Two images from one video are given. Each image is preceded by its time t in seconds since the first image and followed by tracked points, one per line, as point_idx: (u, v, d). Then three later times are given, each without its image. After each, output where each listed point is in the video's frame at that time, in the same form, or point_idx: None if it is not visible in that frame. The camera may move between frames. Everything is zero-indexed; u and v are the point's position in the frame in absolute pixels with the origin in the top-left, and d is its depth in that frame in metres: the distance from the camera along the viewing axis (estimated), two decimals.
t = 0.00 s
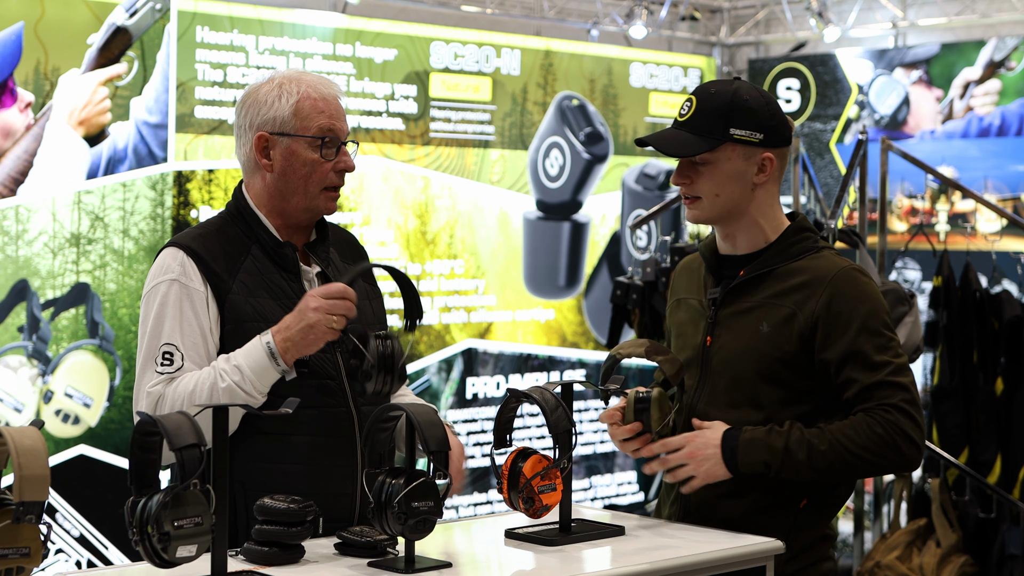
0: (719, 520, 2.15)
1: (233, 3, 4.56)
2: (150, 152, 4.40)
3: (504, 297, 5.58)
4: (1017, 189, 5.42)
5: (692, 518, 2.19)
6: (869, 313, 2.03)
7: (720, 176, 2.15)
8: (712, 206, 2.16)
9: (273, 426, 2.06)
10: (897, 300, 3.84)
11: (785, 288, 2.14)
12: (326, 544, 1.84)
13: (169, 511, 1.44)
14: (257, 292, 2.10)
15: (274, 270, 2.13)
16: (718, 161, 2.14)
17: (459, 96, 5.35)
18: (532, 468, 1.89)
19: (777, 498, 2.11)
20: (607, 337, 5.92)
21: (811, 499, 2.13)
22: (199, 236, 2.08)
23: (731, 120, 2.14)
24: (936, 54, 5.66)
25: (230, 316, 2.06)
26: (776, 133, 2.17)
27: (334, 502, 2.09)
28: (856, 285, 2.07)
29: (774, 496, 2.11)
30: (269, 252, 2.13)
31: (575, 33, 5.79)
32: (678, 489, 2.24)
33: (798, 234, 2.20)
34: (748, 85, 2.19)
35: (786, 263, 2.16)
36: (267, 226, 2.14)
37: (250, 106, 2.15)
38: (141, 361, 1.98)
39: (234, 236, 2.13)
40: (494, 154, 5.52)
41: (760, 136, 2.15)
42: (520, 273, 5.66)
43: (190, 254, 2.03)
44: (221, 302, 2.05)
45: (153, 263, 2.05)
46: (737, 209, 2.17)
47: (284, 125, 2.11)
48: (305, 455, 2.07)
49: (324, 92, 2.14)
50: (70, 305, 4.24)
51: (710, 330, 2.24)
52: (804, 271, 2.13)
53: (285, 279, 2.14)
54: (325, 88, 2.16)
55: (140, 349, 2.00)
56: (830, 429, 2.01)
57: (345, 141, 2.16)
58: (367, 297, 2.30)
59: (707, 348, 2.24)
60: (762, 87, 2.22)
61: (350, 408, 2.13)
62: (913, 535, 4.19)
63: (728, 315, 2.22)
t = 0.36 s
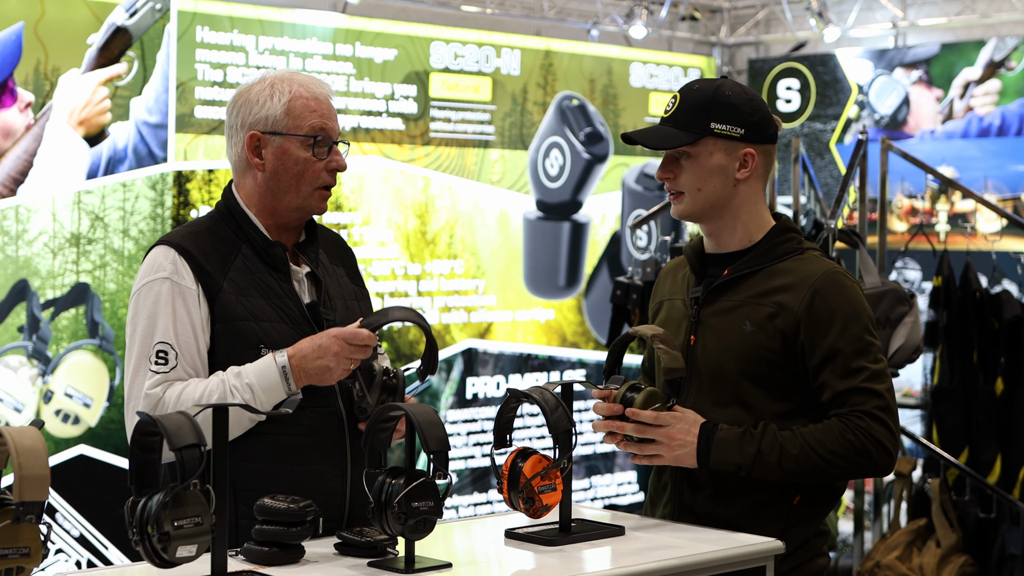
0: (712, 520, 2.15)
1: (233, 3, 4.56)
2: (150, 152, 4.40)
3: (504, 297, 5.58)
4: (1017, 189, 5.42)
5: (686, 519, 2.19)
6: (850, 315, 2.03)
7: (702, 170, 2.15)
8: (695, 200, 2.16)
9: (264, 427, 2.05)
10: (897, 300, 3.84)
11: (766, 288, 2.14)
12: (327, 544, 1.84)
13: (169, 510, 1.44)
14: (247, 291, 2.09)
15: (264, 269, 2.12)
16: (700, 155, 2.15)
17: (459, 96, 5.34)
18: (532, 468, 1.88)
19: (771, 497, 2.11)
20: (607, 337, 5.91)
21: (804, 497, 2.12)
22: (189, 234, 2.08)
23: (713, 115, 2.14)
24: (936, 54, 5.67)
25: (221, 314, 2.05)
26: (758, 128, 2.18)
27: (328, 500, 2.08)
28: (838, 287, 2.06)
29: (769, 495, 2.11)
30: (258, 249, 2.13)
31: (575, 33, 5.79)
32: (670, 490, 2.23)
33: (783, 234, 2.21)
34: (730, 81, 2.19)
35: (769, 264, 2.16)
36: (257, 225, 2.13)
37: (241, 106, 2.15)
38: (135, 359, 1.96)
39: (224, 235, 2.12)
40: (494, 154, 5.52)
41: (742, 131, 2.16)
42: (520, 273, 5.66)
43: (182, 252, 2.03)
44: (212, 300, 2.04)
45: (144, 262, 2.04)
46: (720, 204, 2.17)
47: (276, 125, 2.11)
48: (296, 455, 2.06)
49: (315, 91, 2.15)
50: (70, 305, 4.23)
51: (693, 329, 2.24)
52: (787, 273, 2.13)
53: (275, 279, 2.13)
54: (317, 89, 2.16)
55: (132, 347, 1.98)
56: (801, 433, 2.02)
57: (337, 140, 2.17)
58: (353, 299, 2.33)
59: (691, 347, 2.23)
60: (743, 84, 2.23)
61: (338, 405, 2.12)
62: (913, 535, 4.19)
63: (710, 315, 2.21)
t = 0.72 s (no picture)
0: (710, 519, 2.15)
1: (233, 3, 4.56)
2: (150, 152, 4.40)
3: (504, 297, 5.58)
4: (1017, 189, 5.42)
5: (684, 519, 2.18)
6: (845, 312, 2.03)
7: (698, 172, 2.15)
8: (691, 202, 2.17)
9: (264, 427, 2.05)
10: (897, 300, 3.84)
11: (760, 287, 2.14)
12: (327, 544, 1.84)
13: (169, 511, 1.44)
14: (230, 291, 2.08)
15: (247, 269, 2.12)
16: (696, 157, 2.15)
17: (459, 96, 5.35)
18: (532, 468, 1.88)
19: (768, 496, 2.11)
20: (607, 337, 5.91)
21: (800, 497, 2.13)
22: (172, 234, 2.08)
23: (709, 117, 2.14)
24: (936, 54, 5.67)
25: (199, 315, 2.05)
26: (754, 129, 2.18)
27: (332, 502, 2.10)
28: (834, 285, 2.07)
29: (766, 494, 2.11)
30: (241, 250, 2.13)
31: (575, 33, 5.79)
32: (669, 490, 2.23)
33: (778, 233, 2.21)
34: (727, 83, 2.19)
35: (765, 263, 2.16)
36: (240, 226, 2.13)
37: (226, 106, 2.15)
38: (107, 358, 1.97)
39: (208, 235, 2.12)
40: (494, 154, 5.52)
41: (738, 133, 2.16)
42: (520, 273, 5.66)
43: (163, 253, 2.03)
44: (191, 301, 2.04)
45: (126, 260, 2.04)
46: (716, 206, 2.18)
47: (261, 125, 2.11)
48: (289, 454, 2.06)
49: (301, 92, 2.15)
50: (70, 305, 4.23)
51: (688, 329, 2.24)
52: (783, 271, 2.13)
53: (258, 280, 2.13)
54: (302, 89, 2.16)
55: (106, 345, 1.98)
56: (808, 430, 2.01)
57: (322, 141, 2.17)
58: (339, 299, 2.31)
59: (686, 347, 2.23)
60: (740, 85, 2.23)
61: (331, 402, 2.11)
62: (913, 535, 4.19)
63: (704, 314, 2.21)
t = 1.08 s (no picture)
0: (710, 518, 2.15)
1: (233, 3, 4.56)
2: (150, 152, 4.40)
3: (504, 297, 5.58)
4: (1017, 189, 5.42)
5: (684, 518, 2.19)
6: (847, 314, 2.03)
7: (706, 175, 2.15)
8: (699, 206, 2.16)
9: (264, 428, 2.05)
10: (897, 300, 3.84)
11: (764, 287, 2.14)
12: (327, 544, 1.84)
13: (169, 511, 1.44)
14: (221, 292, 2.08)
15: (237, 270, 2.12)
16: (703, 161, 2.14)
17: (459, 97, 5.34)
18: (532, 468, 1.88)
19: (769, 496, 2.11)
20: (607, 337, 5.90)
21: (801, 498, 2.13)
22: (163, 235, 2.08)
23: (715, 120, 2.14)
24: (936, 54, 5.67)
25: (190, 314, 2.04)
26: (760, 130, 2.18)
27: (332, 501, 2.10)
28: (836, 286, 2.06)
29: (766, 494, 2.11)
30: (232, 251, 2.13)
31: (575, 33, 5.79)
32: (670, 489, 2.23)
33: (783, 234, 2.21)
34: (730, 84, 2.19)
35: (769, 264, 2.17)
36: (232, 227, 2.13)
37: (217, 107, 2.15)
38: (99, 358, 1.96)
39: (199, 236, 2.12)
40: (494, 154, 5.52)
41: (745, 134, 2.16)
42: (520, 273, 5.66)
43: (154, 253, 2.03)
44: (182, 301, 2.04)
45: (117, 261, 2.04)
46: (724, 209, 2.17)
47: (252, 126, 2.11)
48: (289, 451, 2.06)
49: (293, 93, 2.15)
50: (70, 305, 4.23)
51: (692, 328, 2.24)
52: (787, 272, 2.13)
53: (249, 280, 2.13)
54: (294, 90, 2.16)
55: (98, 346, 1.99)
56: (795, 429, 2.01)
57: (314, 142, 2.17)
58: (332, 299, 2.32)
59: (689, 345, 2.23)
60: (743, 86, 2.23)
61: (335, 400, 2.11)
62: (913, 535, 4.18)
63: (708, 313, 2.22)
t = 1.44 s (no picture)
0: (712, 517, 2.16)
1: (233, 3, 4.56)
2: (150, 152, 4.40)
3: (504, 297, 5.58)
4: (1017, 189, 5.42)
5: (686, 518, 2.19)
6: (855, 317, 2.03)
7: (724, 183, 2.13)
8: (718, 214, 2.15)
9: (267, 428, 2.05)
10: (897, 300, 3.84)
11: (772, 288, 2.15)
12: (327, 544, 1.84)
13: (169, 511, 1.44)
14: (230, 290, 2.09)
15: (247, 268, 2.12)
16: (721, 169, 2.12)
17: (459, 96, 5.34)
18: (532, 468, 1.88)
19: (770, 498, 2.11)
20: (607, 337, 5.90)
21: (804, 499, 2.12)
22: (172, 235, 2.08)
23: (729, 127, 2.12)
24: (936, 54, 5.67)
25: (201, 313, 2.05)
26: (772, 133, 2.16)
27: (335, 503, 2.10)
28: (845, 287, 2.07)
29: (767, 495, 2.11)
30: (241, 249, 2.13)
31: (575, 33, 5.79)
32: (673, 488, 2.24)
33: (792, 236, 2.21)
34: (737, 88, 2.17)
35: (776, 265, 2.17)
36: (239, 226, 2.14)
37: (229, 105, 2.16)
38: (111, 357, 1.96)
39: (208, 235, 2.12)
40: (494, 154, 5.52)
41: (759, 139, 2.14)
42: (520, 273, 5.66)
43: (164, 252, 2.03)
44: (193, 299, 2.04)
45: (127, 262, 2.04)
46: (740, 214, 2.17)
47: (253, 129, 2.10)
48: (295, 449, 2.06)
49: (299, 100, 2.12)
50: (70, 305, 4.23)
51: (698, 327, 2.24)
52: (795, 273, 2.14)
53: (259, 277, 2.13)
54: (302, 96, 2.13)
55: (109, 347, 1.98)
56: (802, 429, 2.00)
57: (315, 151, 2.14)
58: (341, 295, 2.32)
59: (696, 344, 2.24)
60: (747, 88, 2.22)
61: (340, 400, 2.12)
62: (913, 535, 4.18)
63: (715, 312, 2.22)
